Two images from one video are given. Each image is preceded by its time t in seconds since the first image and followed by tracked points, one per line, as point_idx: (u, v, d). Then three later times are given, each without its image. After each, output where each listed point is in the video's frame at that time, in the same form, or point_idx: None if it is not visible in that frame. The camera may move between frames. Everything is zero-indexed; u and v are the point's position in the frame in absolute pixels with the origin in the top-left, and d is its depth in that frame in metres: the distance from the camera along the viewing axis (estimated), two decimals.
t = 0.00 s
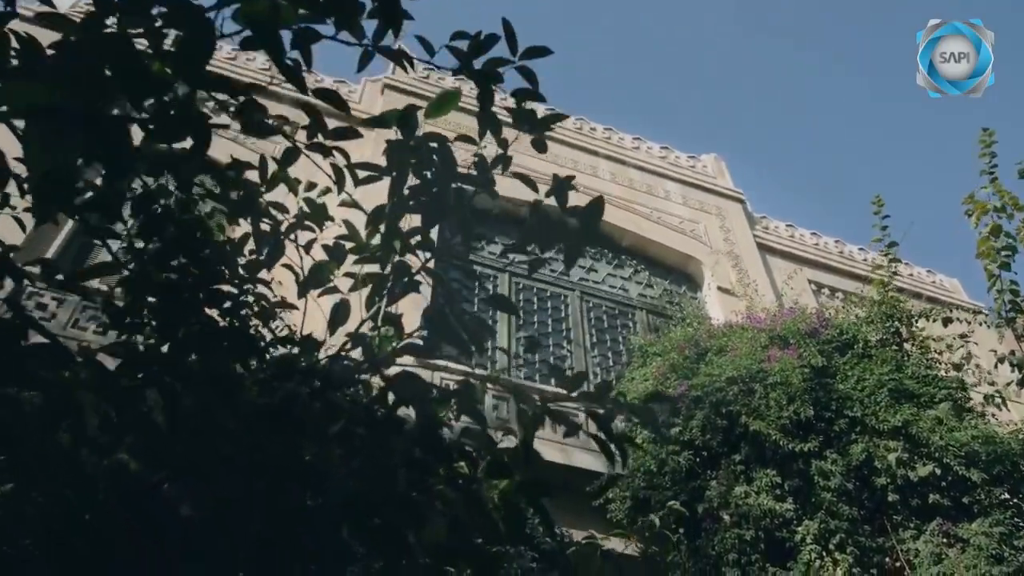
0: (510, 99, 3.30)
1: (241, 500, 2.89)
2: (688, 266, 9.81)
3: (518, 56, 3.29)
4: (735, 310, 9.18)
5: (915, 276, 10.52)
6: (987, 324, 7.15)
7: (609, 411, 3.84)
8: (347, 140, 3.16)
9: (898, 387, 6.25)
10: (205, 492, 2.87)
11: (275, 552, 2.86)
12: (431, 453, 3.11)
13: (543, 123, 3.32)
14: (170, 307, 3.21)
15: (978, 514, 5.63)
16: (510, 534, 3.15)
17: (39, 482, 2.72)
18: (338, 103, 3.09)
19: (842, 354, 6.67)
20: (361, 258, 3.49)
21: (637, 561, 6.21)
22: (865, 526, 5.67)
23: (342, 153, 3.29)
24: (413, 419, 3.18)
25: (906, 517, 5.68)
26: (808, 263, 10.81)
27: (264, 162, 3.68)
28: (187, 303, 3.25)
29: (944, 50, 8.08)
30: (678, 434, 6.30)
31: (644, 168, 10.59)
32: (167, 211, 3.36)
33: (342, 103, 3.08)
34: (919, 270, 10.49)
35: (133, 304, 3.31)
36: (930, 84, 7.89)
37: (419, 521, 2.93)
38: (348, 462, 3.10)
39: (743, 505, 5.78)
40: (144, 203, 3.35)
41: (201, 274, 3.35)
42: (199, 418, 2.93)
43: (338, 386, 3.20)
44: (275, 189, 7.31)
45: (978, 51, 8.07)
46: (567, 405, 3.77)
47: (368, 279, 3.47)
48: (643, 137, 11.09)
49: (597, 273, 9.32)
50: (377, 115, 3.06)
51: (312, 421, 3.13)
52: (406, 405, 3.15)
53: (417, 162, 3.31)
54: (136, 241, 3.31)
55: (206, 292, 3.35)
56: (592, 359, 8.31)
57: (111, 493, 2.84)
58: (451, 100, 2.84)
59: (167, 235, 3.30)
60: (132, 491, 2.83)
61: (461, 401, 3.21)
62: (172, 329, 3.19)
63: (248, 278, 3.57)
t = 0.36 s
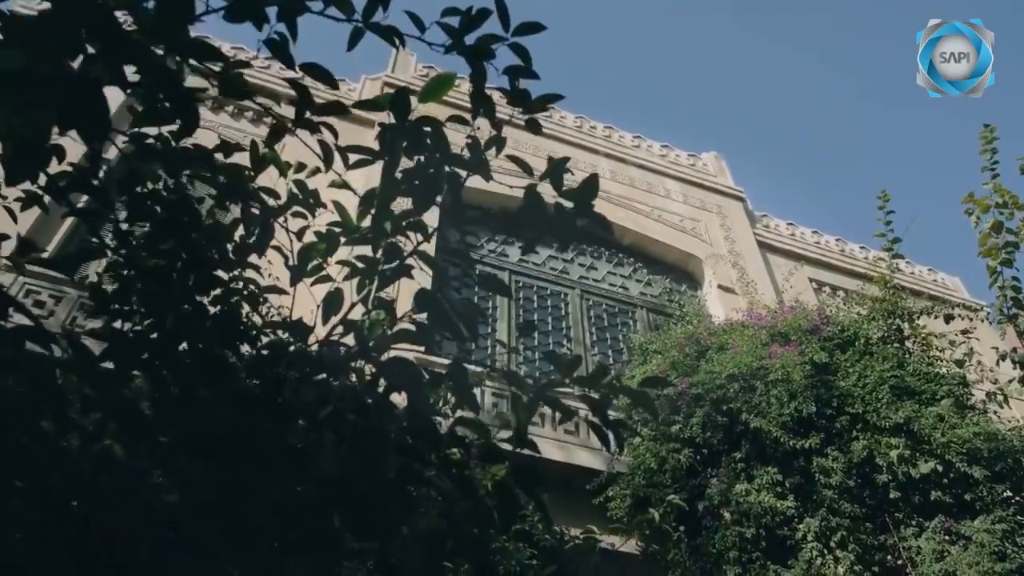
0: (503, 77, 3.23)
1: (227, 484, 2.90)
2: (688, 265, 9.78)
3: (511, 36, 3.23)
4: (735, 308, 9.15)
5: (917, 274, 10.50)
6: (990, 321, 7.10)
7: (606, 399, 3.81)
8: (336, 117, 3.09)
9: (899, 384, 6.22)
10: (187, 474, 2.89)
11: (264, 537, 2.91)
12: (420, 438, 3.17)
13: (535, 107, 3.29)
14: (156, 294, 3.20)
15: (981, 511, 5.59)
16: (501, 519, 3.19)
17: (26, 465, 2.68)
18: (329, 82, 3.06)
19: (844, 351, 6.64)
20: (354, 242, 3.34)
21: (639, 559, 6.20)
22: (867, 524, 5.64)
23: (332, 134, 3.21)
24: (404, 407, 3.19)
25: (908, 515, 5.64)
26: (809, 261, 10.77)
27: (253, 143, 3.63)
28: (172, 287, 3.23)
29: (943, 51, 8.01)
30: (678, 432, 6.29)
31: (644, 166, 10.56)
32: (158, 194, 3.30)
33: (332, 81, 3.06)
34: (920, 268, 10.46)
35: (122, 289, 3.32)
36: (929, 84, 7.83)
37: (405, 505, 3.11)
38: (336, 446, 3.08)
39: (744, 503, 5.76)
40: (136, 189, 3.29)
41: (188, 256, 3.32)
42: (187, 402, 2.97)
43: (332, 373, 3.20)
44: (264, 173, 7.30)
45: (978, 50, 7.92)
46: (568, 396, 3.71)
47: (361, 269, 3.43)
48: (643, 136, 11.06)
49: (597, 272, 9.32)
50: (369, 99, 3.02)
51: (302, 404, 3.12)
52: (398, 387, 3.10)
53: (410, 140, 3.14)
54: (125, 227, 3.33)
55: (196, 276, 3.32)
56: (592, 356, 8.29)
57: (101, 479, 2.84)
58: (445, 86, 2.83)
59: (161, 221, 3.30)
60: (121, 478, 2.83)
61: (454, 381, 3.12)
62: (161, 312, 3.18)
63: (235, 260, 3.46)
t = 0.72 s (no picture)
0: (496, 54, 3.23)
1: (217, 474, 2.87)
2: (689, 263, 9.74)
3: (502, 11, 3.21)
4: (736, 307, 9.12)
5: (917, 272, 10.48)
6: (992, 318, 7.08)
7: (603, 390, 3.78)
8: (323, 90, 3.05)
9: (900, 381, 6.19)
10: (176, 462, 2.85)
11: (256, 528, 2.91)
12: (412, 421, 3.14)
13: (528, 87, 3.26)
14: (142, 278, 3.18)
15: (983, 509, 5.56)
16: (496, 508, 3.17)
17: (3, 459, 2.59)
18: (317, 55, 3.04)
19: (845, 348, 6.61)
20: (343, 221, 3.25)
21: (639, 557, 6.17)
22: (869, 521, 5.61)
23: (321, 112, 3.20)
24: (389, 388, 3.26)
25: (909, 512, 5.61)
26: (810, 260, 10.74)
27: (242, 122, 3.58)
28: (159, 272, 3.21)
29: (944, 51, 7.97)
30: (679, 429, 6.27)
31: (644, 164, 10.53)
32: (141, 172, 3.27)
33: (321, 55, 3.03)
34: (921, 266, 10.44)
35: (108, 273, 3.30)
36: (929, 85, 7.79)
37: (397, 492, 3.09)
38: (326, 433, 3.03)
39: (745, 501, 5.72)
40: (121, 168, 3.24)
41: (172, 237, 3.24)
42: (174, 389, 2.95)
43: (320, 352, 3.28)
44: (255, 155, 7.39)
45: (978, 51, 7.89)
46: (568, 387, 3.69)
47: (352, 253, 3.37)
48: (643, 134, 11.02)
49: (597, 270, 9.29)
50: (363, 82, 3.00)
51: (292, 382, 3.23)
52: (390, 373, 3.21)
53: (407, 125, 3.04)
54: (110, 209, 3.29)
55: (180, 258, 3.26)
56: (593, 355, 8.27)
57: (88, 470, 2.80)
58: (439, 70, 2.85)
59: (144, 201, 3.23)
60: (108, 467, 2.79)
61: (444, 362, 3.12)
62: (147, 296, 3.16)
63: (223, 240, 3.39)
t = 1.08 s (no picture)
0: (489, 31, 3.17)
1: (201, 463, 2.85)
2: (689, 261, 9.69)
3: None
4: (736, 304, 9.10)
5: (918, 271, 10.45)
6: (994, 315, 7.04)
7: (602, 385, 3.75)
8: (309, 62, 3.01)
9: (902, 377, 6.15)
10: (160, 448, 2.86)
11: (248, 519, 2.88)
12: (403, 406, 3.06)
13: (521, 65, 3.22)
14: (126, 261, 3.14)
15: (985, 506, 5.52)
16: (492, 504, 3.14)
17: None
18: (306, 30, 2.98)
19: (846, 345, 6.58)
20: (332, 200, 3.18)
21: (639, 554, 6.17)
22: (870, 519, 5.58)
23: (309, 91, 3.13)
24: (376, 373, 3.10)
25: (911, 510, 5.59)
26: (811, 258, 10.71)
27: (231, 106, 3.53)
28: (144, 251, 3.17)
29: (944, 51, 7.92)
30: (679, 427, 6.24)
31: (644, 162, 10.49)
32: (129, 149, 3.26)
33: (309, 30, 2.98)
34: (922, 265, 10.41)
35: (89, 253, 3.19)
36: (930, 85, 7.74)
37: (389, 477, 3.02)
38: (314, 418, 3.03)
39: (745, 499, 5.69)
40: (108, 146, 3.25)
41: (157, 217, 3.19)
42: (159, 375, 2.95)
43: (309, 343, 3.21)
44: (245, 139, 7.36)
45: (978, 50, 7.83)
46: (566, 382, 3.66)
47: (342, 236, 3.32)
48: (642, 133, 10.99)
49: (596, 268, 9.27)
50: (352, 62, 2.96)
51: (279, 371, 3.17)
52: (376, 360, 3.08)
53: (397, 100, 2.96)
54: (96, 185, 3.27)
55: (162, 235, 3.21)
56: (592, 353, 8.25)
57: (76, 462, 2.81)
58: (433, 50, 2.87)
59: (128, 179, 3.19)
60: (93, 457, 2.80)
61: (433, 343, 3.06)
62: (132, 278, 3.13)
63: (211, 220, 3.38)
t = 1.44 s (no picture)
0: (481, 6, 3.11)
1: (190, 451, 2.87)
2: (689, 260, 9.66)
3: None
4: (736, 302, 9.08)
5: (920, 270, 10.42)
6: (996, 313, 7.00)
7: (601, 382, 3.73)
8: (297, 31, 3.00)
9: (903, 375, 6.12)
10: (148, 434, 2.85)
11: (243, 510, 2.85)
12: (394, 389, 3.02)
13: (513, 42, 3.17)
14: (113, 246, 3.13)
15: (987, 503, 5.49)
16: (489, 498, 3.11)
17: None
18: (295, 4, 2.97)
19: (847, 342, 6.54)
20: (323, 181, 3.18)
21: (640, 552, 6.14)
22: (871, 517, 5.55)
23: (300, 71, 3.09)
24: (368, 357, 3.01)
25: (912, 508, 5.55)
26: (812, 258, 10.67)
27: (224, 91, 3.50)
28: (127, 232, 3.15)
29: (944, 50, 7.85)
30: (679, 425, 6.21)
31: (644, 161, 10.46)
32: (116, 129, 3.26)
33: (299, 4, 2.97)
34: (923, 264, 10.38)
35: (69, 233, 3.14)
36: (929, 85, 7.69)
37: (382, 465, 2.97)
38: (301, 402, 3.00)
39: (745, 497, 5.66)
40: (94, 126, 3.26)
41: (144, 200, 3.17)
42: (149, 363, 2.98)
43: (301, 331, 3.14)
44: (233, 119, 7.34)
45: (978, 50, 7.76)
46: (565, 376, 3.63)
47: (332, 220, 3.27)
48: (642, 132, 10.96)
49: (597, 266, 9.24)
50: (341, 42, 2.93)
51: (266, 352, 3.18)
52: (366, 340, 3.02)
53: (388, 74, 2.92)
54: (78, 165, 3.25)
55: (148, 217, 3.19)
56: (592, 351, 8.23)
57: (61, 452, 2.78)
58: (426, 31, 2.88)
59: (112, 159, 3.17)
60: (79, 445, 2.77)
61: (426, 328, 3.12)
62: (118, 264, 3.12)
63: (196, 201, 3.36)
